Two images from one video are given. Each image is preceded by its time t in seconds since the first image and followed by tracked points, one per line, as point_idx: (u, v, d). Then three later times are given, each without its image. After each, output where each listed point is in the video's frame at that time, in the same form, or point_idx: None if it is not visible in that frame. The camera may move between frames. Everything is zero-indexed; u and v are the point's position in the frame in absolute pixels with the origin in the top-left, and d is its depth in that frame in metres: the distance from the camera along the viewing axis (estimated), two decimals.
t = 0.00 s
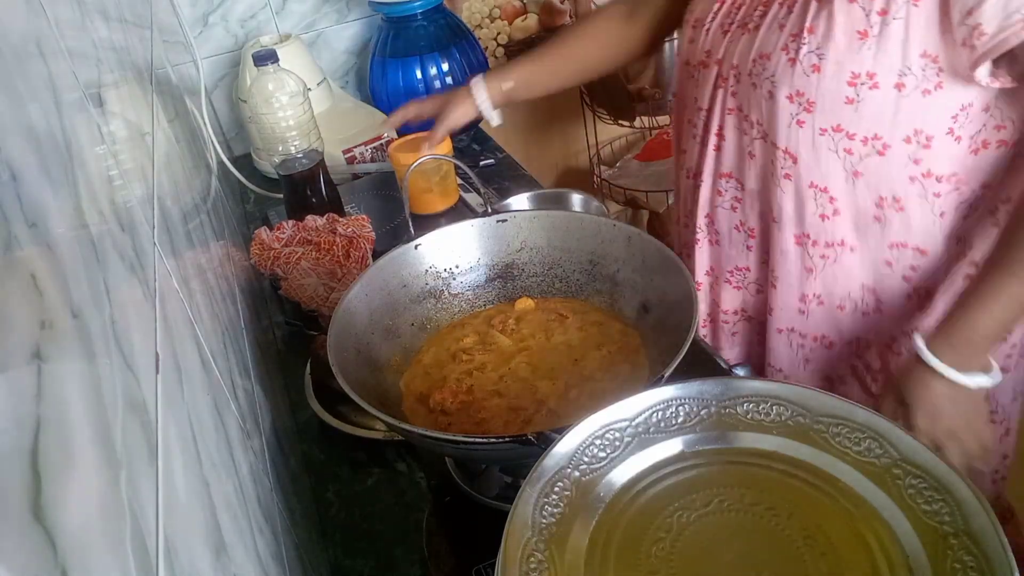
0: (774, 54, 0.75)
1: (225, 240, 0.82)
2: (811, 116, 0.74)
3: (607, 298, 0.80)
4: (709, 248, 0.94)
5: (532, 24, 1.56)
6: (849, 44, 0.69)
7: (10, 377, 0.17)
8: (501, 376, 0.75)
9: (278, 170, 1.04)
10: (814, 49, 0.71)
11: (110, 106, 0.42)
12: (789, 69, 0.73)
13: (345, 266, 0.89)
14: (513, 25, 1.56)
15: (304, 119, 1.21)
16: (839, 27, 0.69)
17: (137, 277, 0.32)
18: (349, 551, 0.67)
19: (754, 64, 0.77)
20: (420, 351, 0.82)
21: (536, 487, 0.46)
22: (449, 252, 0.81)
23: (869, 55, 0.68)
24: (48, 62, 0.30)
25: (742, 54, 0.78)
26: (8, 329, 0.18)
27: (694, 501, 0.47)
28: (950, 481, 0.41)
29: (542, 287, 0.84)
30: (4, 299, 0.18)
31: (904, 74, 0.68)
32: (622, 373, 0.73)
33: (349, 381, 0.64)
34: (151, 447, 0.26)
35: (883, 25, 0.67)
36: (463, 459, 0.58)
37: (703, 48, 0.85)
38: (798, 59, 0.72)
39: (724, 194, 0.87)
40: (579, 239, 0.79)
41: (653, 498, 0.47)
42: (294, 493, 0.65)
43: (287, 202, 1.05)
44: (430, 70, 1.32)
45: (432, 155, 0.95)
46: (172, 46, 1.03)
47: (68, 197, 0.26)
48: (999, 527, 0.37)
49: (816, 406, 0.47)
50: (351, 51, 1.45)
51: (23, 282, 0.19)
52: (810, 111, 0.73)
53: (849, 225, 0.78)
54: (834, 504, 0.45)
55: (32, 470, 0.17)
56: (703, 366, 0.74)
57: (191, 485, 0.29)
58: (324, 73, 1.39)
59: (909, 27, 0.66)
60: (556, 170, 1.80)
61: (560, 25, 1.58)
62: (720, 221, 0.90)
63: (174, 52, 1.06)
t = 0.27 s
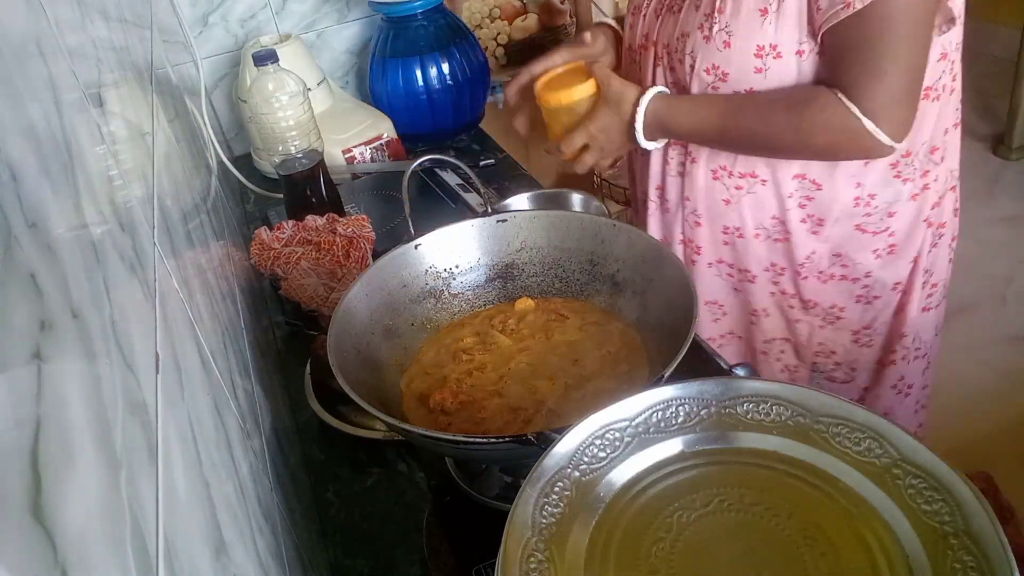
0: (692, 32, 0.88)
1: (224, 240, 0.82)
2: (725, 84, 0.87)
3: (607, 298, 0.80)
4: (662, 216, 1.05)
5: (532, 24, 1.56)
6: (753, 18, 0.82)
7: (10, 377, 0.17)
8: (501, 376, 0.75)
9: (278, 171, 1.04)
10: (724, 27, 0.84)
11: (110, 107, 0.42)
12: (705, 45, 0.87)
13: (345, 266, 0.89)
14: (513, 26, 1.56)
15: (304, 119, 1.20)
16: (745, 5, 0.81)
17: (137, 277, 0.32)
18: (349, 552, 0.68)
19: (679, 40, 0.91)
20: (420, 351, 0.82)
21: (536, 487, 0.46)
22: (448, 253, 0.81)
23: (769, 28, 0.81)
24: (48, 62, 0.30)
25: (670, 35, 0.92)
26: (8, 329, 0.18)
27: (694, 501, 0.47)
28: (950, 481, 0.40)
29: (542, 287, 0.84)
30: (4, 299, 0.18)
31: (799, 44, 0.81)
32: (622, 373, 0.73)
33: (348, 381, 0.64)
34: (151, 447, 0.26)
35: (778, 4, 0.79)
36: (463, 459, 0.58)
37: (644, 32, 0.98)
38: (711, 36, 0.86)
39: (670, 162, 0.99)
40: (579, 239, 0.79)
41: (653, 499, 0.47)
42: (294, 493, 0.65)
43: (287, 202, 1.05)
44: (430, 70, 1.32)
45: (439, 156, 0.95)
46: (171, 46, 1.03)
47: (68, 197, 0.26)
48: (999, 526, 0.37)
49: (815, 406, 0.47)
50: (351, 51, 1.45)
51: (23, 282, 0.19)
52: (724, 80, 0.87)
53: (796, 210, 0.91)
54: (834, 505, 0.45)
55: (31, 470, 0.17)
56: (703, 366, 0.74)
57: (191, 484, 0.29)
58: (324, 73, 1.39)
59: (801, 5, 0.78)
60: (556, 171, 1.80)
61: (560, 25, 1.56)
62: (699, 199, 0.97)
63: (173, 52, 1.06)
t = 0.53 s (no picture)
0: (684, 40, 0.86)
1: (224, 240, 0.82)
2: (719, 91, 0.86)
3: (607, 298, 0.80)
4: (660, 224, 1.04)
5: (532, 24, 1.56)
6: (745, 25, 0.80)
7: (11, 377, 0.17)
8: (501, 376, 0.75)
9: (278, 171, 1.04)
10: (715, 35, 0.83)
11: (110, 107, 0.42)
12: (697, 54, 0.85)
13: (345, 266, 0.89)
14: (513, 25, 1.56)
15: (304, 119, 1.21)
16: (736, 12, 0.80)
17: (137, 277, 0.32)
18: (349, 552, 0.68)
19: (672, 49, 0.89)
20: (420, 351, 0.82)
21: (536, 487, 0.46)
22: (448, 253, 0.81)
23: (761, 36, 0.80)
24: (48, 62, 0.30)
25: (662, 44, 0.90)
26: (8, 329, 0.18)
27: (694, 501, 0.47)
28: (950, 481, 0.40)
29: (542, 287, 0.84)
30: (4, 299, 0.18)
31: (792, 49, 0.80)
32: (622, 373, 0.73)
33: (348, 380, 0.64)
34: (150, 447, 0.26)
35: (770, 9, 0.78)
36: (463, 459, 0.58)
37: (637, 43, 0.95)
38: (704, 43, 0.84)
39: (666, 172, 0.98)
40: (580, 239, 0.79)
41: (653, 498, 0.47)
42: (294, 493, 0.65)
43: (287, 202, 1.05)
44: (430, 70, 1.33)
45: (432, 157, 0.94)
46: (171, 46, 1.03)
47: (68, 197, 0.26)
48: (999, 526, 0.37)
49: (816, 406, 0.47)
50: (351, 51, 1.45)
51: (23, 281, 0.19)
52: (717, 88, 0.86)
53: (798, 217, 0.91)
54: (834, 505, 0.45)
55: (31, 470, 0.17)
56: (703, 366, 0.74)
57: (191, 484, 0.29)
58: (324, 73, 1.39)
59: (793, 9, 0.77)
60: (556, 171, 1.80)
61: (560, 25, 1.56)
62: (698, 207, 0.96)
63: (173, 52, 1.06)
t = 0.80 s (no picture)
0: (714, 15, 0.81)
1: (224, 240, 0.82)
2: (768, 53, 0.80)
3: (607, 298, 0.80)
4: (698, 228, 0.98)
5: (532, 24, 1.55)
6: None
7: (11, 378, 0.17)
8: (501, 376, 0.75)
9: (278, 171, 1.04)
10: None
11: (110, 106, 0.42)
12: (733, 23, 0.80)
13: (345, 266, 0.89)
14: (513, 26, 1.56)
15: (304, 119, 1.21)
16: None
17: (137, 277, 0.32)
18: (349, 552, 0.68)
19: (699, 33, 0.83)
20: (420, 352, 0.82)
21: (536, 487, 0.46)
22: (448, 253, 0.81)
23: None
24: (48, 62, 0.30)
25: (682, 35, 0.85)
26: (8, 329, 0.18)
27: (694, 501, 0.47)
28: (950, 481, 0.40)
29: (542, 287, 0.84)
30: (4, 299, 0.18)
31: None
32: (621, 373, 0.73)
33: (348, 380, 0.64)
34: (151, 447, 0.26)
35: None
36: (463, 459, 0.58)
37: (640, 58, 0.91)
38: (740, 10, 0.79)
39: (702, 167, 0.92)
40: (579, 238, 0.79)
41: (653, 498, 0.47)
42: (294, 493, 0.65)
43: (287, 202, 1.05)
44: (430, 70, 1.32)
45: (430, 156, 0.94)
46: (172, 46, 1.03)
47: (68, 198, 0.26)
48: (999, 526, 0.37)
49: (815, 406, 0.47)
50: (350, 51, 1.45)
51: (22, 281, 0.19)
52: (765, 49, 0.80)
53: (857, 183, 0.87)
54: (834, 505, 0.45)
55: (31, 470, 0.17)
56: (702, 366, 0.74)
57: (191, 485, 0.29)
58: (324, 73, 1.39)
59: None
60: (556, 171, 1.81)
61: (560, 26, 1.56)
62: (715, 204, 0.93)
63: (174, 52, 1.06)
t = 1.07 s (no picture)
0: (702, 25, 0.81)
1: (224, 240, 0.82)
2: (748, 69, 0.81)
3: (607, 298, 0.80)
4: (667, 225, 0.99)
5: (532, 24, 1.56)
6: None
7: (12, 377, 0.17)
8: (501, 376, 0.75)
9: (278, 170, 1.04)
10: (739, 9, 0.78)
11: (110, 106, 0.42)
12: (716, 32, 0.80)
13: (345, 266, 0.89)
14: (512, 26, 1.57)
15: (304, 119, 1.21)
16: None
17: (137, 277, 0.32)
18: (349, 552, 0.68)
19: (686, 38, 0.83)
20: (420, 351, 0.82)
21: (536, 487, 0.46)
22: (448, 252, 0.81)
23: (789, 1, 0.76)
24: (48, 62, 0.30)
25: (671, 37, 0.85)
26: (9, 328, 0.18)
27: (694, 501, 0.47)
28: (950, 481, 0.40)
29: (542, 287, 0.84)
30: (4, 299, 0.18)
31: (821, 13, 0.76)
32: (622, 373, 0.72)
33: (349, 380, 0.64)
34: (150, 447, 0.26)
35: None
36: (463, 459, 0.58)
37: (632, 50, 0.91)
38: (727, 23, 0.79)
39: (676, 167, 0.93)
40: (579, 238, 0.79)
41: (654, 498, 0.47)
42: (294, 493, 0.65)
43: (287, 202, 1.05)
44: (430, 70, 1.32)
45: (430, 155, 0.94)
46: (172, 47, 1.03)
47: (69, 198, 0.26)
48: (999, 526, 0.37)
49: (816, 406, 0.47)
50: (351, 51, 1.45)
51: (23, 281, 0.19)
52: (746, 66, 0.80)
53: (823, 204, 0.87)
54: (835, 505, 0.45)
55: (31, 469, 0.17)
56: (702, 366, 0.74)
57: (191, 485, 0.29)
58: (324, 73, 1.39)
59: None
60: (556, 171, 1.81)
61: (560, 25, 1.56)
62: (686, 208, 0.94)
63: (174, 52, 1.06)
